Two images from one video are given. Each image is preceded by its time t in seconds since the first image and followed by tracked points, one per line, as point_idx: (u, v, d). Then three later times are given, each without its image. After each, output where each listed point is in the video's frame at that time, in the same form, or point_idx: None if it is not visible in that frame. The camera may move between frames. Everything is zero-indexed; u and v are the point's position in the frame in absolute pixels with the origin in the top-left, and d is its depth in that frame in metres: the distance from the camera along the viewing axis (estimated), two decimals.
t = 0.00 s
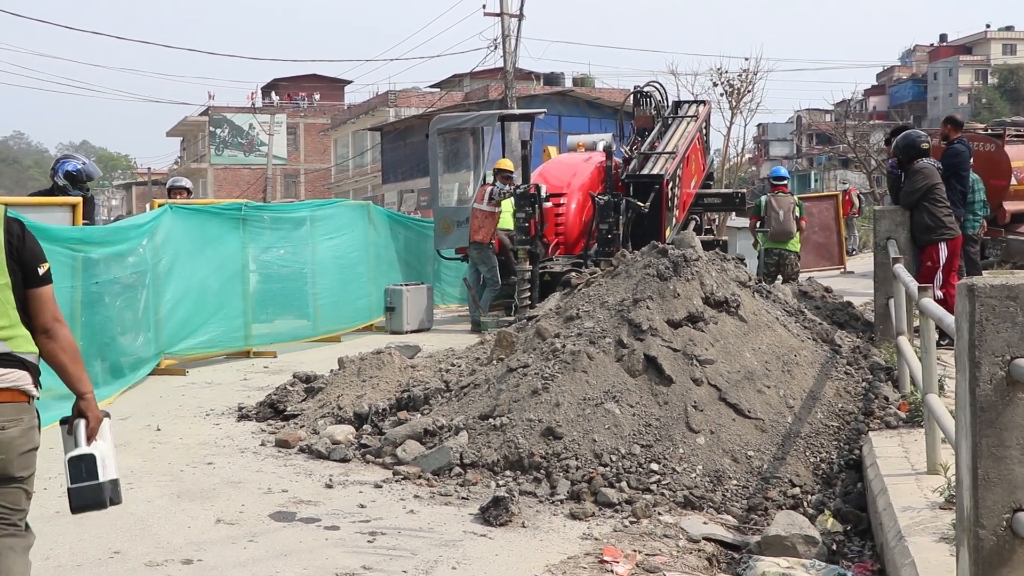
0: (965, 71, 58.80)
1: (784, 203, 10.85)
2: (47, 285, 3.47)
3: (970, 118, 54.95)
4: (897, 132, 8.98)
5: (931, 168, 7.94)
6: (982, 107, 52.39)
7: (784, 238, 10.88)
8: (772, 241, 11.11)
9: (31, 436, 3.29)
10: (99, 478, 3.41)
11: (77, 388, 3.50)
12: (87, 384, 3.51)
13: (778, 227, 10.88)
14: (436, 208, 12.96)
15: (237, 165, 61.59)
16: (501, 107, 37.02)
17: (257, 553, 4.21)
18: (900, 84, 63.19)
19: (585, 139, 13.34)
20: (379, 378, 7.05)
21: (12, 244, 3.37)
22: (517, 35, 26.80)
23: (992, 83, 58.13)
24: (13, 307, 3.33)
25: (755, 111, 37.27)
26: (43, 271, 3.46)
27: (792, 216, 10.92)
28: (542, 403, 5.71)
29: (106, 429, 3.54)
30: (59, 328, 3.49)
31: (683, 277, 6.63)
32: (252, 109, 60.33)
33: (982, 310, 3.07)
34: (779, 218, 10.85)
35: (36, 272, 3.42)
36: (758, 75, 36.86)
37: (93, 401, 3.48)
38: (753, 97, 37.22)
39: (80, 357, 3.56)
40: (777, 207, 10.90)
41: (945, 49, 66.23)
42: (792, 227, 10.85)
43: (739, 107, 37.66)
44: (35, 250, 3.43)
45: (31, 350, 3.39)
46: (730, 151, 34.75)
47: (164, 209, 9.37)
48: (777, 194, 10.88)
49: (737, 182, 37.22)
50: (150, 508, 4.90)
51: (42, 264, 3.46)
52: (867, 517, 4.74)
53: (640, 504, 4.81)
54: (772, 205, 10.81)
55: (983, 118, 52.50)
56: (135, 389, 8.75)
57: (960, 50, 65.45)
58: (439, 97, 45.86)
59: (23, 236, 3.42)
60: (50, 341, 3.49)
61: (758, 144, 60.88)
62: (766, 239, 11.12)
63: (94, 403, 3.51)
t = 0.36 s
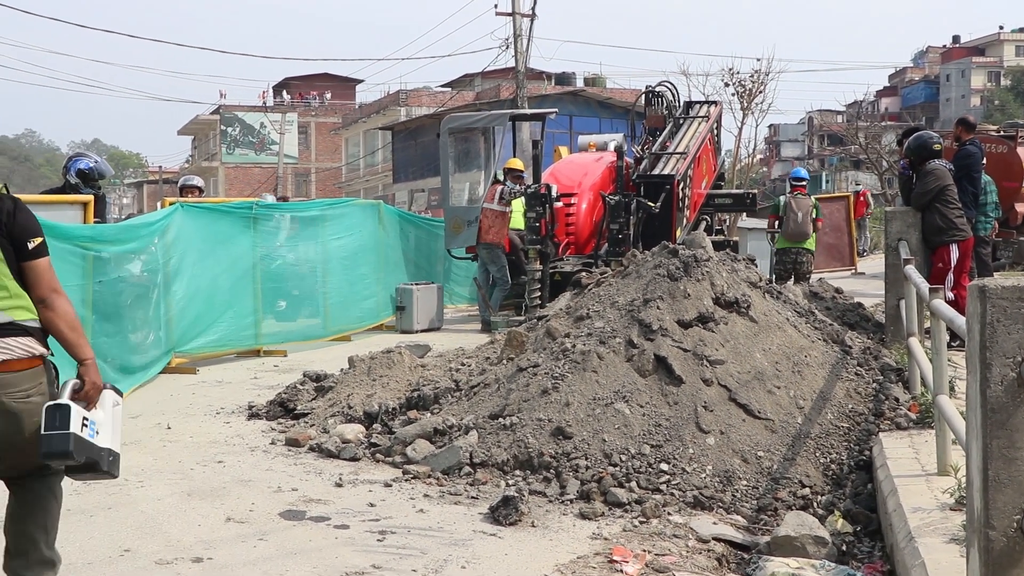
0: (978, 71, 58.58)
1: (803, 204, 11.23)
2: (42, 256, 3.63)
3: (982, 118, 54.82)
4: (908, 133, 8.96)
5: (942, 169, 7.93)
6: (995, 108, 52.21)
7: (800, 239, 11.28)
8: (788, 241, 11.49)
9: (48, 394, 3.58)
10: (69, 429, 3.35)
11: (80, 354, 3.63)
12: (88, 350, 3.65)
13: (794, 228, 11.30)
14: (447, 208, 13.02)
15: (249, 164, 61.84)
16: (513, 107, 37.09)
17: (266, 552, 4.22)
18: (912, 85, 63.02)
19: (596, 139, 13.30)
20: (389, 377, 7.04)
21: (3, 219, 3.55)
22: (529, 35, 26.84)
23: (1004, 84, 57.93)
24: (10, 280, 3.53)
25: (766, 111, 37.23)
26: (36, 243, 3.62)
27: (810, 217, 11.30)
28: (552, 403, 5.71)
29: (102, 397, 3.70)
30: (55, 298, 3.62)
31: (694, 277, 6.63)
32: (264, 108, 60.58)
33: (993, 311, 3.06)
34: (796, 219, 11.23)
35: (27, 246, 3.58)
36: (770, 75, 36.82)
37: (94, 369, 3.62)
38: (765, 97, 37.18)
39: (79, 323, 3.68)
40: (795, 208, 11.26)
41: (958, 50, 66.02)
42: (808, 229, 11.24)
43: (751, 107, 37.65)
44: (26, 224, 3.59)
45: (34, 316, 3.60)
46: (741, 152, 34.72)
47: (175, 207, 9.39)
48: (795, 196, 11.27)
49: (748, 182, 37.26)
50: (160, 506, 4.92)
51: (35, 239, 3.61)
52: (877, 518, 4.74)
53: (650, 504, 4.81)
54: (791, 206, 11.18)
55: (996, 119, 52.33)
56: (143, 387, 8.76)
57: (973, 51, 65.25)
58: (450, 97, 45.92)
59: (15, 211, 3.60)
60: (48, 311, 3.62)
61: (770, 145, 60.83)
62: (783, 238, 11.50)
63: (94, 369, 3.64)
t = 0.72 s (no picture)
0: (987, 70, 58.35)
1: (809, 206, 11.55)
2: (92, 271, 3.75)
3: (992, 118, 54.64)
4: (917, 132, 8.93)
5: (951, 169, 7.92)
6: (1004, 108, 52.06)
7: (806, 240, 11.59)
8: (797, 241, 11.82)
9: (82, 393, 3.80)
10: (79, 427, 3.46)
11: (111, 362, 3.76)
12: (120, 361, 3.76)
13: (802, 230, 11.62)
14: (455, 208, 13.11)
15: (257, 164, 62.07)
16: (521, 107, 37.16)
17: (275, 551, 4.23)
18: (921, 85, 62.91)
19: (605, 138, 13.28)
20: (398, 377, 7.05)
21: (61, 231, 3.70)
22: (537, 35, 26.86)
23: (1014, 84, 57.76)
24: (58, 286, 3.71)
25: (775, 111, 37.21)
26: (87, 258, 3.74)
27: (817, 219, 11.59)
28: (561, 403, 5.71)
29: (126, 407, 3.80)
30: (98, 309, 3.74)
31: (702, 277, 6.63)
32: (272, 109, 60.72)
33: (1003, 311, 3.05)
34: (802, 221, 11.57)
35: (79, 260, 3.72)
36: (779, 75, 36.79)
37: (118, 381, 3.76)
38: (773, 97, 37.16)
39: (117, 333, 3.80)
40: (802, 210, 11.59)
41: (967, 49, 65.83)
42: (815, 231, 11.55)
43: (759, 107, 37.64)
44: (81, 239, 3.73)
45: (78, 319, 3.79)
46: (749, 152, 34.70)
47: (183, 208, 9.39)
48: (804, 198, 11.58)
49: (756, 181, 37.25)
50: (168, 506, 4.93)
51: (87, 253, 3.75)
52: (887, 518, 4.73)
53: (658, 504, 4.80)
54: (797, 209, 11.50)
55: (1005, 119, 52.18)
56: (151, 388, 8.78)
57: (982, 50, 65.08)
58: (458, 97, 45.97)
59: (73, 226, 3.74)
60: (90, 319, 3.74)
61: (778, 145, 60.78)
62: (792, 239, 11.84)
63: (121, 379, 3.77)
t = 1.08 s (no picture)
0: (998, 70, 58.12)
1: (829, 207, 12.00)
2: (126, 258, 4.20)
3: (1003, 117, 54.44)
4: (927, 131, 8.89)
5: (962, 169, 7.90)
6: (1015, 107, 51.85)
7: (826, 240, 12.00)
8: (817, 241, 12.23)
9: (106, 371, 4.12)
10: (148, 423, 4.25)
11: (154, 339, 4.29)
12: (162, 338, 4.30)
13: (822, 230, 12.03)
14: (464, 208, 13.13)
15: (267, 163, 62.24)
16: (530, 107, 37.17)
17: (284, 551, 4.23)
18: (931, 85, 62.72)
19: (614, 138, 13.27)
20: (407, 377, 7.05)
21: (97, 222, 4.13)
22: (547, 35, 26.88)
23: None
24: (92, 273, 4.13)
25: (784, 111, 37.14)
26: (122, 246, 4.17)
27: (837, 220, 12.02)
28: (569, 403, 5.70)
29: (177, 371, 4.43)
30: (135, 294, 4.23)
31: (711, 277, 6.61)
32: (281, 108, 60.87)
33: (1015, 312, 3.03)
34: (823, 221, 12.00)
35: (113, 247, 4.14)
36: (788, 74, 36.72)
37: (165, 356, 4.32)
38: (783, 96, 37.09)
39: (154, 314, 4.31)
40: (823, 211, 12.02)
41: (978, 49, 65.59)
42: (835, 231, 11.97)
43: (769, 107, 37.58)
44: (116, 227, 4.15)
45: (111, 305, 4.20)
46: (759, 151, 34.64)
47: (192, 208, 9.40)
48: (825, 200, 12.03)
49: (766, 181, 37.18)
50: (177, 505, 4.94)
51: (122, 241, 4.18)
52: (897, 519, 4.72)
53: (667, 504, 4.80)
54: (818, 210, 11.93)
55: (1016, 118, 51.96)
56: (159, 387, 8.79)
57: (992, 49, 64.83)
58: (467, 97, 45.97)
59: (108, 217, 4.15)
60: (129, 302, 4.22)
61: (787, 145, 60.66)
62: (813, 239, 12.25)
63: (166, 354, 4.33)
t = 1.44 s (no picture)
0: (1010, 70, 57.92)
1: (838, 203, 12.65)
2: (144, 244, 4.60)
3: (1013, 117, 54.26)
4: (938, 132, 8.88)
5: (972, 170, 7.89)
6: None
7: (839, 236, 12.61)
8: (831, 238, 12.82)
9: (137, 360, 4.57)
10: (168, 380, 4.39)
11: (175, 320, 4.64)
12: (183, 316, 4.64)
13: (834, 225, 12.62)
14: (473, 208, 13.14)
15: (276, 164, 62.46)
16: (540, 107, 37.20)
17: (293, 551, 4.24)
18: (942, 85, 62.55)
19: (623, 139, 13.27)
20: (416, 377, 7.05)
21: (116, 216, 4.53)
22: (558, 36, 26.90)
23: None
24: (117, 264, 4.53)
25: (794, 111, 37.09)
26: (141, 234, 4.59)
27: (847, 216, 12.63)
28: (579, 404, 5.70)
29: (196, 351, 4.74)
30: (155, 276, 4.62)
31: (721, 279, 6.61)
32: (290, 108, 61.03)
33: None
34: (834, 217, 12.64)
35: (133, 238, 4.55)
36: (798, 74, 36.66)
37: (186, 332, 4.63)
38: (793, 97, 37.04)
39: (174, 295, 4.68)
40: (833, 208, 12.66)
41: (988, 49, 65.37)
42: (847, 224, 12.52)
43: (779, 108, 37.54)
44: (133, 218, 4.56)
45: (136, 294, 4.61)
46: (769, 151, 34.59)
47: (202, 208, 9.41)
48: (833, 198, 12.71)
49: (777, 182, 37.11)
50: (186, 504, 4.95)
51: (139, 233, 4.59)
52: (906, 521, 4.71)
53: (676, 505, 4.80)
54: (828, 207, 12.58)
55: None
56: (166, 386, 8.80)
57: (1003, 50, 64.62)
58: (477, 97, 45.98)
59: (126, 209, 4.57)
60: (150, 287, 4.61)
61: (797, 146, 60.56)
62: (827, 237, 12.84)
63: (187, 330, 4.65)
